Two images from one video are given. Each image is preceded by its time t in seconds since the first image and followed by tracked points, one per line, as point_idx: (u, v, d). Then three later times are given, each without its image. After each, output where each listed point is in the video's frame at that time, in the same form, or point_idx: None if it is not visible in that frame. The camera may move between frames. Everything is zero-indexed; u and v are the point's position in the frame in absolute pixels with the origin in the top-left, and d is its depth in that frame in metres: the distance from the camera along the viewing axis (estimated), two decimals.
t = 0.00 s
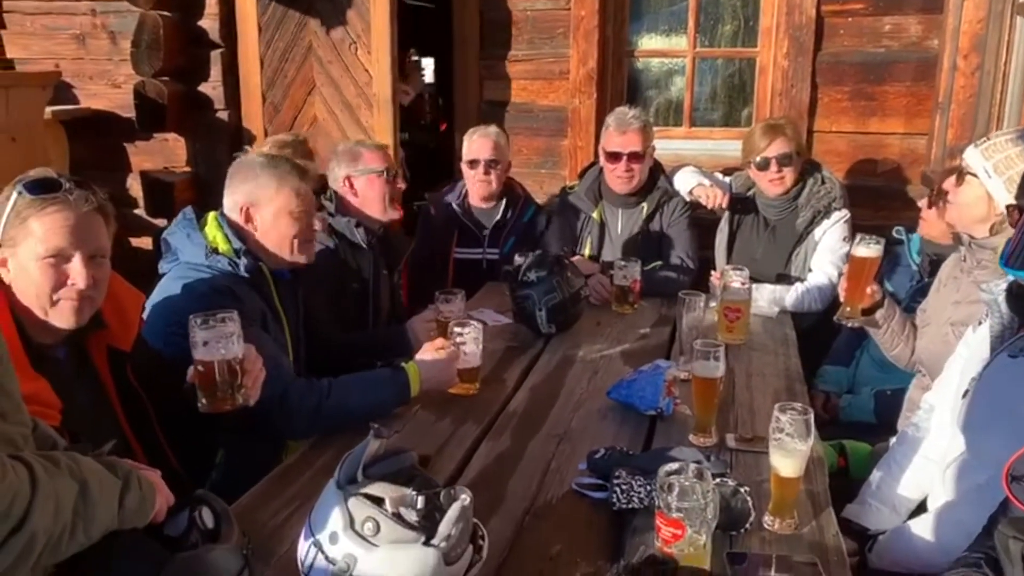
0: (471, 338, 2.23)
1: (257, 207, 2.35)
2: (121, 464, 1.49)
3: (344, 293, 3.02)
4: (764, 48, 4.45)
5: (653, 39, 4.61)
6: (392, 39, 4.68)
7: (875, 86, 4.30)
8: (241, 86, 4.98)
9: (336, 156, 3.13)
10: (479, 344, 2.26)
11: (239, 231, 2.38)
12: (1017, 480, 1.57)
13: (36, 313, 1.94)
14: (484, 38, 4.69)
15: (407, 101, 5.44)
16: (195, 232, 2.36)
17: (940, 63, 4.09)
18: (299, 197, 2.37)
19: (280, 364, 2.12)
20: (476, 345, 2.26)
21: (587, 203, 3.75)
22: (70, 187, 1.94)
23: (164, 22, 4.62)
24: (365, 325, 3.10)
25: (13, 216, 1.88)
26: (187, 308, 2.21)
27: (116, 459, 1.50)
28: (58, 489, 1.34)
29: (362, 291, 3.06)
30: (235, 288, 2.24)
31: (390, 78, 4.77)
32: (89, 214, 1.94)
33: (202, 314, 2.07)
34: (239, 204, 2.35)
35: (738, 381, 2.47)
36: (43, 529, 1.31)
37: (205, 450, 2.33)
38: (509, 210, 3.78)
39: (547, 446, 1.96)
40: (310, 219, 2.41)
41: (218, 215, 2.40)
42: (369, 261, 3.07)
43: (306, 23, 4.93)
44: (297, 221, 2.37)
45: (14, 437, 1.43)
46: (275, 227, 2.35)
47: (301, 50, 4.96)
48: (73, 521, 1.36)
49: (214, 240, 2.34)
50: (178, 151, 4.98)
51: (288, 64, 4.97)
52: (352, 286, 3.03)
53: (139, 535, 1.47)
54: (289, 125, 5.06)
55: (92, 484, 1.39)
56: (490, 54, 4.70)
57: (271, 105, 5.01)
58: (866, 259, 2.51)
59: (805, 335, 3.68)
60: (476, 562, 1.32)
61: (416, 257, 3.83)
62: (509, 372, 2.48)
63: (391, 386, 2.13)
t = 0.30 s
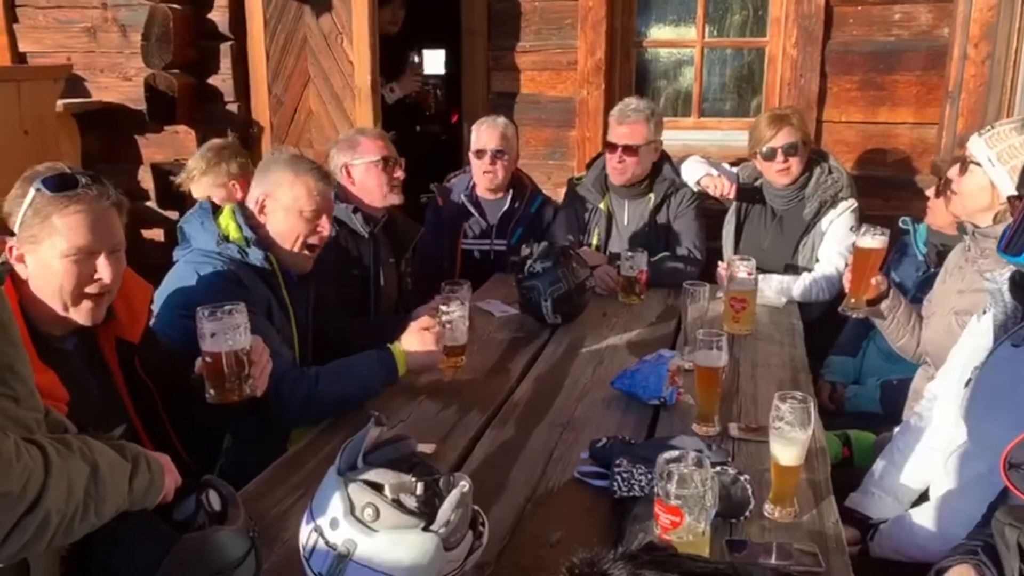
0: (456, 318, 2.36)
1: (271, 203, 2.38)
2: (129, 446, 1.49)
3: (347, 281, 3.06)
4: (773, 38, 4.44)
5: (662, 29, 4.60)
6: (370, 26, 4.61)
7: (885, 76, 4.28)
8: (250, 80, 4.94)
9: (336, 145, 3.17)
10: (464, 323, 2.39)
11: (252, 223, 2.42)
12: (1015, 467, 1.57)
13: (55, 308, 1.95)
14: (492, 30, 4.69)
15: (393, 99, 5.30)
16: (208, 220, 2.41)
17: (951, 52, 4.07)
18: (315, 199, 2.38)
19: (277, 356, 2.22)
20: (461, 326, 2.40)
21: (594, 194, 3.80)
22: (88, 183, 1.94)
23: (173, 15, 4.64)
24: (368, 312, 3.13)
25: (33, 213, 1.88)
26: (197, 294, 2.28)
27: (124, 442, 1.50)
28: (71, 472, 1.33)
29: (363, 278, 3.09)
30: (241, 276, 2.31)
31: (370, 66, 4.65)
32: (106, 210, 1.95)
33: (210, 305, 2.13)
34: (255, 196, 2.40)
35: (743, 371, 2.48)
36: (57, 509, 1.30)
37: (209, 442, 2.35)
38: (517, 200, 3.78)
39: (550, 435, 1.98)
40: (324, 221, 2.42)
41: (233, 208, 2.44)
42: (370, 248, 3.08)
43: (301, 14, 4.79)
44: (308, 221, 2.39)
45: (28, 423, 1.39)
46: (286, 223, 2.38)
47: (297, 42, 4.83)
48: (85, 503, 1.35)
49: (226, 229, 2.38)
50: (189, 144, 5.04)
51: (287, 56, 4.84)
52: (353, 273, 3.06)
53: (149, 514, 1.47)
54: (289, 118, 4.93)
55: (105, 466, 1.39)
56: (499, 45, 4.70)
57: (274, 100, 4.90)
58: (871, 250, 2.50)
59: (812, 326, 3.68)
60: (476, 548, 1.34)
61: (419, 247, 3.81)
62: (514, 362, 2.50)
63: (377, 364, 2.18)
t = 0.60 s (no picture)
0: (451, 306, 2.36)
1: (256, 186, 2.43)
2: (125, 437, 1.50)
3: (348, 273, 3.05)
4: (776, 29, 4.43)
5: (665, 20, 4.59)
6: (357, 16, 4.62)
7: (888, 67, 4.28)
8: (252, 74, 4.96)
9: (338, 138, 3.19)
10: (460, 311, 2.40)
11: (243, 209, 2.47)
12: (1011, 456, 1.58)
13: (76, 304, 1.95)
14: (495, 22, 4.69)
15: (379, 95, 5.21)
16: (205, 208, 2.43)
17: (955, 42, 4.07)
18: (295, 176, 2.41)
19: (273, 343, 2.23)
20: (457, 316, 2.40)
21: (596, 186, 3.83)
22: (98, 176, 1.96)
23: (177, 8, 4.67)
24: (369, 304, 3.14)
25: (50, 210, 1.88)
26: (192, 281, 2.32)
27: (122, 434, 1.52)
28: (70, 462, 1.35)
29: (365, 271, 3.10)
30: (236, 264, 2.35)
31: (356, 57, 4.67)
32: (117, 203, 1.97)
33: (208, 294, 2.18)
34: (243, 181, 2.46)
35: (742, 362, 2.49)
36: (57, 499, 1.31)
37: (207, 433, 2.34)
38: (518, 192, 3.77)
39: (549, 426, 1.99)
40: (306, 197, 2.44)
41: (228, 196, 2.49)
42: (370, 241, 3.09)
43: (295, 7, 4.78)
44: (290, 199, 2.41)
45: (29, 413, 1.40)
46: (270, 204, 2.42)
47: (293, 35, 4.82)
48: (84, 493, 1.36)
49: (221, 216, 2.43)
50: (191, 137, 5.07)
51: (284, 49, 4.83)
52: (354, 265, 3.06)
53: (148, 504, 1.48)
54: (287, 112, 4.93)
55: (103, 456, 1.40)
56: (500, 37, 4.70)
57: (275, 94, 4.90)
58: (870, 242, 2.51)
59: (814, 317, 3.68)
60: (473, 538, 1.35)
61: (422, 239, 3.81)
62: (514, 354, 2.50)
63: (370, 351, 2.23)
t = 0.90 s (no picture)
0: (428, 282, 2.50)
1: (254, 180, 2.41)
2: (118, 432, 1.49)
3: (340, 265, 3.07)
4: (769, 21, 4.43)
5: (658, 13, 4.59)
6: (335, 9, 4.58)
7: (880, 59, 4.28)
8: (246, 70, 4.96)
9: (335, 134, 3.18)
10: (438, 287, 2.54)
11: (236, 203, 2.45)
12: (1000, 447, 1.59)
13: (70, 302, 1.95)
14: (488, 16, 4.68)
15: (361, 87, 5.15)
16: (189, 203, 2.47)
17: (947, 34, 4.07)
18: (297, 171, 2.42)
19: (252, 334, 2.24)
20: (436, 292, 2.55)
21: (588, 180, 3.82)
22: (91, 175, 1.94)
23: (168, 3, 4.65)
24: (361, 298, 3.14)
25: (45, 210, 1.87)
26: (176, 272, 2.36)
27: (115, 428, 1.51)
28: (66, 458, 1.34)
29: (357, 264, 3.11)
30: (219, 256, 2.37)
31: (336, 51, 4.64)
32: (109, 201, 1.95)
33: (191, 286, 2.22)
34: (237, 176, 2.42)
35: (734, 355, 2.50)
36: (54, 494, 1.31)
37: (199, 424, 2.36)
38: (513, 186, 3.79)
39: (543, 419, 2.00)
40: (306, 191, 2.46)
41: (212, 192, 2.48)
42: (363, 234, 3.10)
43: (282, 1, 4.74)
44: (295, 193, 2.42)
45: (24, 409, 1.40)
46: (270, 198, 2.41)
47: (280, 30, 4.79)
48: (79, 489, 1.36)
49: (205, 209, 2.44)
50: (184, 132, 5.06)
51: (271, 45, 4.80)
52: (346, 259, 3.08)
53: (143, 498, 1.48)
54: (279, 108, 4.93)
55: (98, 452, 1.40)
56: (493, 30, 4.69)
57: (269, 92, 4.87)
58: (861, 233, 2.51)
59: (807, 309, 3.70)
60: (465, 531, 1.36)
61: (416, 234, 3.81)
62: (508, 348, 2.51)
63: (346, 337, 2.28)
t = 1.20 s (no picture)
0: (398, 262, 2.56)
1: (216, 171, 2.44)
2: (101, 437, 1.49)
3: (319, 262, 3.05)
4: (744, 16, 4.45)
5: (634, 9, 4.60)
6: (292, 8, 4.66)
7: (854, 53, 4.32)
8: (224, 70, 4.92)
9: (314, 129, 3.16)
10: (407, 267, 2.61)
11: (201, 194, 2.47)
12: (973, 437, 1.62)
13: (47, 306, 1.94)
14: (464, 12, 4.68)
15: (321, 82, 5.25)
16: (161, 199, 2.46)
17: (920, 28, 4.11)
18: (255, 154, 2.45)
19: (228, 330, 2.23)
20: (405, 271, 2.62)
21: (566, 176, 3.84)
22: (61, 177, 1.93)
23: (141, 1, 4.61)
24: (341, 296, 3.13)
25: (17, 212, 1.85)
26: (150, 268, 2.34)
27: (97, 433, 1.51)
28: (45, 462, 1.34)
29: (336, 262, 3.09)
30: (193, 250, 2.36)
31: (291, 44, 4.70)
32: (83, 202, 1.94)
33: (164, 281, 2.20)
34: (198, 171, 2.45)
35: (712, 348, 2.51)
36: (31, 499, 1.31)
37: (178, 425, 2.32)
38: (492, 183, 3.77)
39: (523, 415, 2.00)
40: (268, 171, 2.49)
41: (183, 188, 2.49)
42: (341, 231, 3.08)
43: None
44: (257, 176, 2.46)
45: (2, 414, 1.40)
46: (235, 184, 2.43)
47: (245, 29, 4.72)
48: (58, 494, 1.35)
49: (178, 206, 2.45)
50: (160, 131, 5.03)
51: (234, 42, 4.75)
52: (326, 256, 3.06)
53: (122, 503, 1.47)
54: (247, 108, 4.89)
55: (77, 456, 1.40)
56: (470, 27, 4.69)
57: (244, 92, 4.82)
58: (835, 226, 2.52)
59: (784, 302, 3.72)
60: (446, 528, 1.36)
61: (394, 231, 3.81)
62: (487, 345, 2.51)
63: (319, 324, 2.32)
